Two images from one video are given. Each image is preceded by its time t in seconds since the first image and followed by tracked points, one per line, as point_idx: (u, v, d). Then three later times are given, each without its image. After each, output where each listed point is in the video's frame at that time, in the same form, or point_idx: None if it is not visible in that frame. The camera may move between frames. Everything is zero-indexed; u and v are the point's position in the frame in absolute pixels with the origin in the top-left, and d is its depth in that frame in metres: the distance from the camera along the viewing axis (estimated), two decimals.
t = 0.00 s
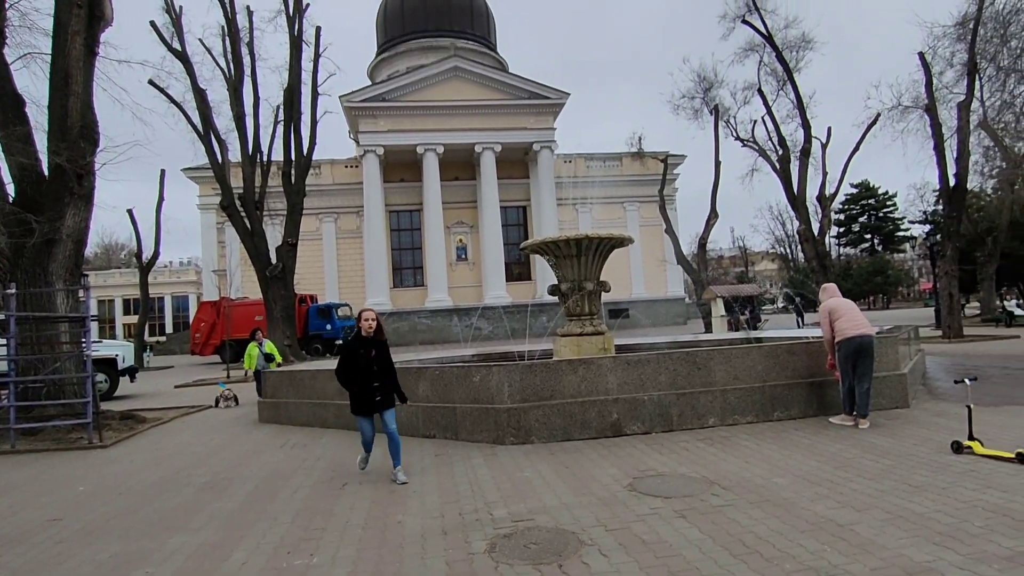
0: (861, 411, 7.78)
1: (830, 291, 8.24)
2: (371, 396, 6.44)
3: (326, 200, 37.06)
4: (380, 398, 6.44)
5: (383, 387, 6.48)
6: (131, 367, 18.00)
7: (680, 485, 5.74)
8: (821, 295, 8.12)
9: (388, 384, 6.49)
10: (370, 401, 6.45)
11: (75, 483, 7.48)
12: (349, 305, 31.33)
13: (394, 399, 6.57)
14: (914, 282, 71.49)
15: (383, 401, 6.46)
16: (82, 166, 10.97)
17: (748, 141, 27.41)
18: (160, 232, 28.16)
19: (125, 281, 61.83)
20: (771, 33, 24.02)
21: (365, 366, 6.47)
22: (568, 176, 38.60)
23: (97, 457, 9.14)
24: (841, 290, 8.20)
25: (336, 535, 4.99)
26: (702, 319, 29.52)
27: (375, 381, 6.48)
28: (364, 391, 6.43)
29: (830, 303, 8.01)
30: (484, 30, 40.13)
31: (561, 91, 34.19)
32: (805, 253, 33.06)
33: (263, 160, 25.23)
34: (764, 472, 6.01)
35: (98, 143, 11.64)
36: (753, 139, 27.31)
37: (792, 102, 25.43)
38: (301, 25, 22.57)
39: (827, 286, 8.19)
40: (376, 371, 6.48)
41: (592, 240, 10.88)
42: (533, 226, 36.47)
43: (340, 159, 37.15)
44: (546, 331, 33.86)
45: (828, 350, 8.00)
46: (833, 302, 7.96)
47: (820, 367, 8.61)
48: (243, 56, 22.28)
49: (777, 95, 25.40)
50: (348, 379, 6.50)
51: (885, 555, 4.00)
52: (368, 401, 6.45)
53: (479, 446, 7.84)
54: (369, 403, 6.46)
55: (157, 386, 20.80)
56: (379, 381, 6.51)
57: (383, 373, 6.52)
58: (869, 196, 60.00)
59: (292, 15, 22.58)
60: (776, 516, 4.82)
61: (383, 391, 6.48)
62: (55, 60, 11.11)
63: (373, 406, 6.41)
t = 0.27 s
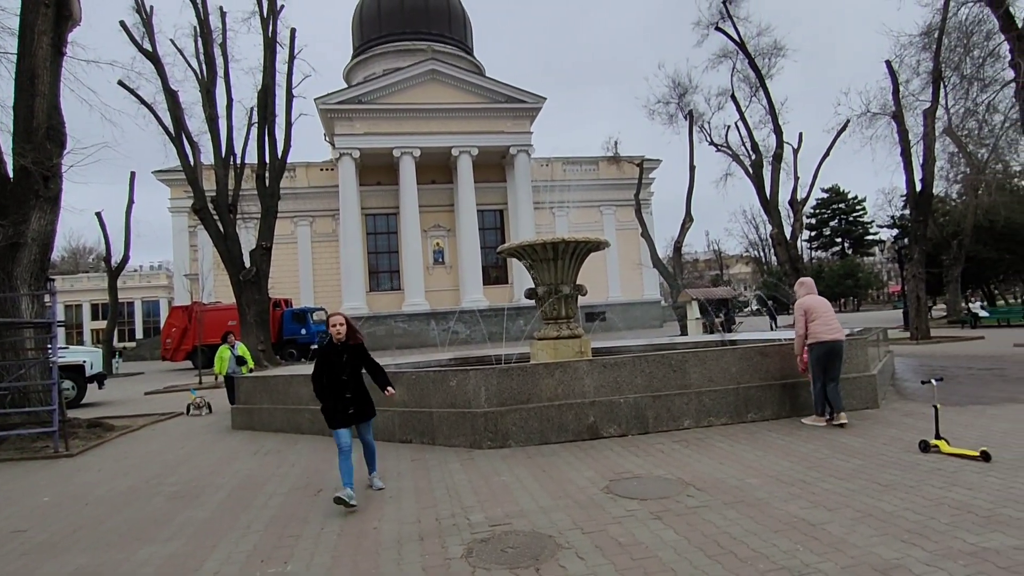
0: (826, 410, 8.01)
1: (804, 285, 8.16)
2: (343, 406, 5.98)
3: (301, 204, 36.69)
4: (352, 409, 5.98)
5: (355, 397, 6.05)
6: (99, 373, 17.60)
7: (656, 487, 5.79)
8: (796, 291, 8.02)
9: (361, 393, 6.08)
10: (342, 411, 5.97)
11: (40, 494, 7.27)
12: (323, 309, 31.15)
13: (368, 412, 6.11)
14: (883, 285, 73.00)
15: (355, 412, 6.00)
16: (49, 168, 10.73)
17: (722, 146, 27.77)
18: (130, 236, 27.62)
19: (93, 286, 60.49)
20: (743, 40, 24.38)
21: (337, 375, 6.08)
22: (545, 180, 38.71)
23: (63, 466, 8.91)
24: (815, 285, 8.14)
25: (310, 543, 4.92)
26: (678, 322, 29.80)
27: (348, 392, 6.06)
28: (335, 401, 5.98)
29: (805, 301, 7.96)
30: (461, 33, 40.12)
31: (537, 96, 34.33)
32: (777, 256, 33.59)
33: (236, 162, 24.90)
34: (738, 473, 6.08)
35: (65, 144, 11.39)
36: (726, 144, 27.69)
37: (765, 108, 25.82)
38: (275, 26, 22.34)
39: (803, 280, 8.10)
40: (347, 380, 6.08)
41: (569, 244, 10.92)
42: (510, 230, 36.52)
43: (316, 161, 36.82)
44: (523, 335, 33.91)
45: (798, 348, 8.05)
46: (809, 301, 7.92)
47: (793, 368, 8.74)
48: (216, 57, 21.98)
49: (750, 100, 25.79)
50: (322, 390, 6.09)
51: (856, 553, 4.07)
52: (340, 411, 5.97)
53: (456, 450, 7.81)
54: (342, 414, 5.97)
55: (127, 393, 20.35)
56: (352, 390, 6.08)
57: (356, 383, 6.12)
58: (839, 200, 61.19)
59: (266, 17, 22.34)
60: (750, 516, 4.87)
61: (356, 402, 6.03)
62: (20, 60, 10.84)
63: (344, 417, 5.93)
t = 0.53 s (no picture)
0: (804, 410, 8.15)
1: (796, 283, 7.99)
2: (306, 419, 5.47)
3: (283, 206, 36.40)
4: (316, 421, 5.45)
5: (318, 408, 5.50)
6: (76, 378, 17.30)
7: (639, 488, 5.82)
8: (789, 291, 7.85)
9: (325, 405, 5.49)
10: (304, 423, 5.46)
11: (13, 502, 7.13)
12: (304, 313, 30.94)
13: (332, 424, 5.51)
14: (860, 286, 74.06)
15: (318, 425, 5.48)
16: (23, 170, 10.59)
17: (703, 149, 28.04)
18: (107, 239, 27.19)
19: (69, 289, 59.47)
20: (724, 45, 24.65)
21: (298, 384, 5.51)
22: (528, 183, 38.76)
23: (38, 473, 8.75)
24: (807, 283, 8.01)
25: (291, 549, 4.88)
26: (660, 324, 29.99)
27: (308, 400, 5.48)
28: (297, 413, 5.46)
29: (797, 302, 7.84)
30: (444, 36, 40.10)
31: (520, 99, 34.40)
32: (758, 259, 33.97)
33: (216, 165, 24.64)
34: (720, 474, 6.14)
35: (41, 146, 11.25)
36: (708, 148, 27.94)
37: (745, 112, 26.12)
38: (256, 28, 22.16)
39: (798, 278, 7.94)
40: (310, 388, 5.49)
41: (552, 247, 10.95)
42: (493, 233, 36.52)
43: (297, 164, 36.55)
44: (506, 338, 33.91)
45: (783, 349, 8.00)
46: (800, 302, 7.80)
47: (774, 369, 8.83)
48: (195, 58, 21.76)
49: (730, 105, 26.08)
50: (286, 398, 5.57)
51: (835, 552, 4.13)
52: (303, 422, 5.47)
53: (439, 454, 7.79)
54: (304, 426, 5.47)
55: (104, 398, 20.03)
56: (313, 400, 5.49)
57: (319, 391, 5.53)
58: (818, 204, 62.02)
59: (247, 18, 22.16)
60: (731, 517, 4.92)
61: (318, 413, 5.49)
62: None
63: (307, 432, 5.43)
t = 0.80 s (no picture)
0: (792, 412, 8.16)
1: (795, 283, 8.00)
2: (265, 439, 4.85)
3: (269, 208, 36.16)
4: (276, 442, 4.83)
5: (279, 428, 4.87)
6: (58, 382, 17.08)
7: (627, 489, 5.84)
8: (790, 291, 7.83)
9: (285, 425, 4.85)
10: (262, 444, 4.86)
11: None
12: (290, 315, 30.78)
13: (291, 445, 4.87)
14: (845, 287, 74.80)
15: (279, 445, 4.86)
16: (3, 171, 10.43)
17: (689, 151, 28.20)
18: (89, 240, 26.84)
19: (50, 291, 58.72)
20: (710, 48, 24.83)
21: (254, 401, 4.88)
22: (516, 184, 38.79)
23: (19, 478, 8.62)
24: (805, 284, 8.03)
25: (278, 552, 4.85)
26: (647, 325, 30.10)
27: (267, 420, 4.86)
28: (255, 434, 4.87)
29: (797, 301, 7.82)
30: (431, 38, 40.06)
31: (507, 101, 34.43)
32: (743, 260, 34.21)
33: (201, 166, 24.43)
34: (707, 474, 6.18)
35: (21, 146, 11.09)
36: (694, 150, 28.09)
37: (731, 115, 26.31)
38: (242, 28, 22.02)
39: (798, 277, 7.93)
40: (268, 407, 4.85)
41: (540, 248, 10.96)
42: (481, 234, 36.50)
43: (283, 165, 36.32)
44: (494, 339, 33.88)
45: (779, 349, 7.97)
46: (800, 303, 7.79)
47: (760, 371, 8.90)
48: (180, 58, 21.59)
49: (716, 107, 26.29)
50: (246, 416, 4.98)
51: (821, 551, 4.16)
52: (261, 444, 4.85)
53: (427, 456, 7.76)
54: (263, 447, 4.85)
55: (87, 401, 19.79)
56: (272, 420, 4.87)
57: (279, 409, 4.88)
58: (803, 206, 62.59)
59: (232, 18, 22.01)
60: (719, 517, 4.95)
61: (276, 434, 4.86)
62: None
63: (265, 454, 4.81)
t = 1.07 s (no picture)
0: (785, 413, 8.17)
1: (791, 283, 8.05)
2: (208, 448, 4.34)
3: (258, 208, 35.96)
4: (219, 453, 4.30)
5: (224, 435, 4.36)
6: (44, 385, 16.88)
7: (618, 490, 5.85)
8: (788, 290, 7.86)
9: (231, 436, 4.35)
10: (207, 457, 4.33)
11: None
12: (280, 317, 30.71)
13: (241, 458, 4.37)
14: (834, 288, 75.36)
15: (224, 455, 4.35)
16: None
17: (680, 153, 28.33)
18: (77, 241, 26.58)
19: (37, 293, 58.18)
20: (700, 51, 24.95)
21: (195, 406, 4.38)
22: (507, 185, 38.81)
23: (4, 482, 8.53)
24: (800, 284, 8.10)
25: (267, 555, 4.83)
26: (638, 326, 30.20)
27: (211, 426, 4.36)
28: (198, 442, 4.36)
29: (791, 301, 7.86)
30: (422, 39, 40.03)
31: (499, 102, 34.43)
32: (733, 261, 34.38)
33: (190, 166, 24.30)
34: (697, 475, 6.20)
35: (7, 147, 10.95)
36: (684, 152, 28.22)
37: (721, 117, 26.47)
38: (231, 28, 21.91)
39: (794, 277, 7.99)
40: (211, 412, 4.34)
41: (531, 249, 10.95)
42: (472, 236, 36.48)
43: (274, 166, 36.16)
44: (485, 341, 33.84)
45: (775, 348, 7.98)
46: (797, 302, 7.83)
47: (750, 371, 8.94)
48: (169, 58, 21.44)
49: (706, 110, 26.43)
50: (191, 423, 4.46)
51: (811, 550, 4.19)
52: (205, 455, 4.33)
53: (418, 458, 7.75)
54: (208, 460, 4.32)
55: (73, 404, 19.59)
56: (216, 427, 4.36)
57: (223, 415, 4.37)
58: (792, 207, 63.03)
59: (221, 18, 21.90)
60: (709, 517, 4.98)
61: (222, 444, 4.36)
62: None
63: (205, 466, 4.29)
